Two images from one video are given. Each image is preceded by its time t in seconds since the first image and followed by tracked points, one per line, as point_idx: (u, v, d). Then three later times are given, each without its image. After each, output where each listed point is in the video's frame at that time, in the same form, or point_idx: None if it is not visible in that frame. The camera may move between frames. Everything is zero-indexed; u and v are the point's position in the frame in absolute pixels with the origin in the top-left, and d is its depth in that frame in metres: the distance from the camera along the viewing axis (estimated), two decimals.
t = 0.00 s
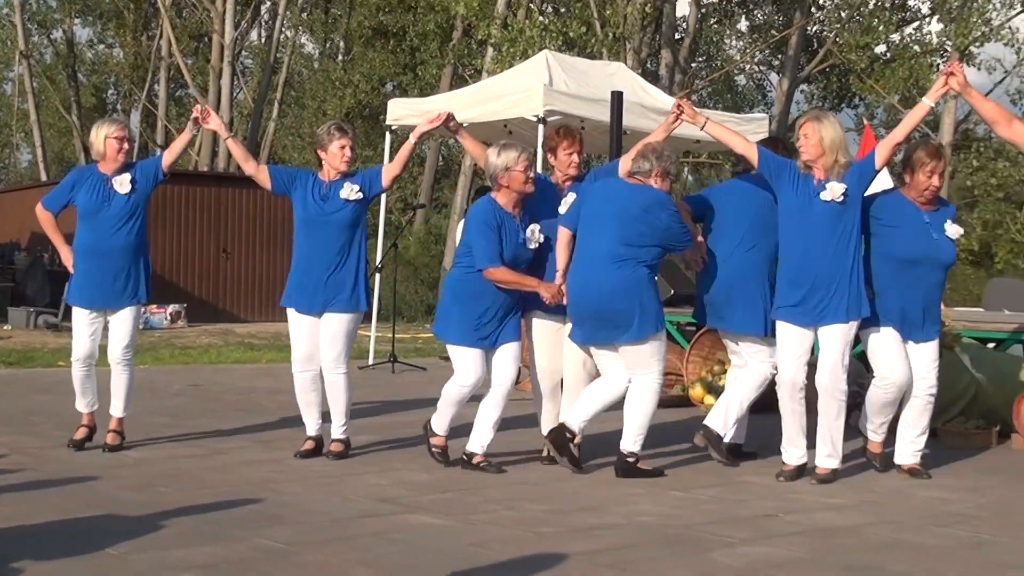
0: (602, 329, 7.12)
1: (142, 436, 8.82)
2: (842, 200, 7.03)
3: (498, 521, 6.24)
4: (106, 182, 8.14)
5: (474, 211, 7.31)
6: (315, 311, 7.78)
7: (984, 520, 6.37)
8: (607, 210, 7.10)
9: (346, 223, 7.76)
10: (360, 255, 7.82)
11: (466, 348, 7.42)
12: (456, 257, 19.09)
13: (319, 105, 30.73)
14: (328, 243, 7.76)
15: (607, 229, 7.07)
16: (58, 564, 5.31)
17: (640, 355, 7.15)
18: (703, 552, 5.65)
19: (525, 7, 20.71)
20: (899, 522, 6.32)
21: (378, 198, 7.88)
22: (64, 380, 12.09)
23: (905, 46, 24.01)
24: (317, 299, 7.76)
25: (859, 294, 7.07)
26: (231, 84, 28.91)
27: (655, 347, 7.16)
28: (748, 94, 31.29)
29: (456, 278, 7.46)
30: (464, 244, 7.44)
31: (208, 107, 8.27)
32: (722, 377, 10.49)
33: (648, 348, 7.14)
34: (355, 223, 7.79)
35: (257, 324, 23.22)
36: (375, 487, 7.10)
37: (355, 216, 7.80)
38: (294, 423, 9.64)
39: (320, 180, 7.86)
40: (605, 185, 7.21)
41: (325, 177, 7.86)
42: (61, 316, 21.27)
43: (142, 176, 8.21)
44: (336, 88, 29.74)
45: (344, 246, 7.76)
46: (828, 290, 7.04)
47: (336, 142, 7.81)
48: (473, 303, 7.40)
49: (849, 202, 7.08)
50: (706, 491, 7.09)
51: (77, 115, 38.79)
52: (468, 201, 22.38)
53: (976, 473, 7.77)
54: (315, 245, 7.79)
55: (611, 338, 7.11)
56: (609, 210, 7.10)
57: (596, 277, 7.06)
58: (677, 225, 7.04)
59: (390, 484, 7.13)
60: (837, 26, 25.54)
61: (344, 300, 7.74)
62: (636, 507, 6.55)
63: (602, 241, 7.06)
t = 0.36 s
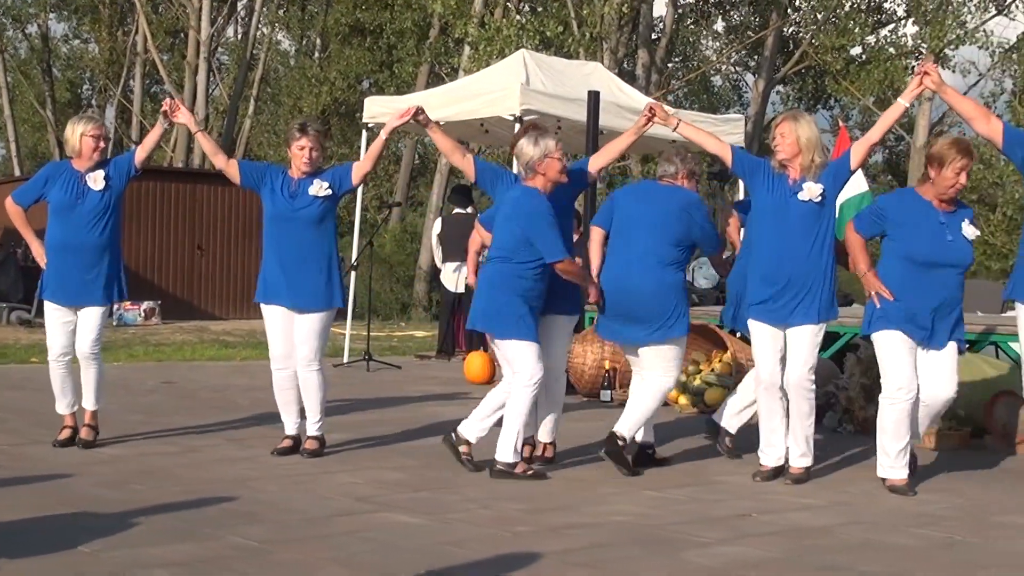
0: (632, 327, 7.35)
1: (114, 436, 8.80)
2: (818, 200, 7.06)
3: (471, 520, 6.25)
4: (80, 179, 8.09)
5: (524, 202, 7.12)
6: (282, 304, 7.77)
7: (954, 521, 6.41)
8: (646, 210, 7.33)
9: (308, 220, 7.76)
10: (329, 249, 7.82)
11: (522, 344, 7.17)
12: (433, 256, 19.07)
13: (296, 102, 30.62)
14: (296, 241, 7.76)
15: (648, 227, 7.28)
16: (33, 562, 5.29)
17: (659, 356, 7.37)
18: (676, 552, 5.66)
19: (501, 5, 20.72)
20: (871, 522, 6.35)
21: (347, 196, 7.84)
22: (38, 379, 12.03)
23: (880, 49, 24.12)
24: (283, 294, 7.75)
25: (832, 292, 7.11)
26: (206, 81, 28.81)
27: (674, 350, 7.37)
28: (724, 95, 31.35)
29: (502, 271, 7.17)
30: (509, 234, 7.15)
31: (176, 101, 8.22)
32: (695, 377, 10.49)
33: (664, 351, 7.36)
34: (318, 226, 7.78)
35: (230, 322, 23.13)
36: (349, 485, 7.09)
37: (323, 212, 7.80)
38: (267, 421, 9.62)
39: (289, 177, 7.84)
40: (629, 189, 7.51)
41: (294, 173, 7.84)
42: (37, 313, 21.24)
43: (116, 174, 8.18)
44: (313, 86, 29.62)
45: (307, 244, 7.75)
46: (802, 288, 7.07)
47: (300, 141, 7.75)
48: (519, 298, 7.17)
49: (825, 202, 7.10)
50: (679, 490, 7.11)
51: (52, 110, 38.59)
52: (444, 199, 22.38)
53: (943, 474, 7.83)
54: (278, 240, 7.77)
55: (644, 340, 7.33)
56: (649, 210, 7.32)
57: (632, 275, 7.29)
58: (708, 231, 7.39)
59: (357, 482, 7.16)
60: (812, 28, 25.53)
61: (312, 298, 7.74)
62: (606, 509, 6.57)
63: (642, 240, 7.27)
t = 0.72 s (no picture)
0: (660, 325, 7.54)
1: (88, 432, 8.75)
2: (793, 199, 7.06)
3: (445, 517, 6.24)
4: (54, 172, 8.05)
5: (568, 204, 7.08)
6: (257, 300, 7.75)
7: (926, 519, 6.44)
8: (676, 212, 7.49)
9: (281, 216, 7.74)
10: (302, 245, 7.82)
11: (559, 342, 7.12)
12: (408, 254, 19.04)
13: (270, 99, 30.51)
14: (268, 238, 7.74)
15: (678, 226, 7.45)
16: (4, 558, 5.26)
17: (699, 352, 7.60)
18: (650, 550, 5.65)
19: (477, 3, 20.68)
20: (844, 520, 6.37)
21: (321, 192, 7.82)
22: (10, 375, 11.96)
23: (853, 49, 24.19)
24: (257, 290, 7.73)
25: (809, 292, 7.11)
26: (180, 77, 28.76)
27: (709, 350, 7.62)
28: (699, 94, 31.39)
29: (543, 272, 7.03)
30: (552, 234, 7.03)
31: (149, 95, 8.18)
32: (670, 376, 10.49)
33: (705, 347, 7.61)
34: (289, 220, 7.76)
35: (203, 318, 23.05)
36: (322, 483, 7.06)
37: (296, 208, 7.78)
38: (241, 418, 9.58)
39: (262, 172, 7.84)
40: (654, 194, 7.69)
41: (267, 168, 7.83)
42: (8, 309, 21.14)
43: (90, 167, 8.14)
44: (287, 82, 29.56)
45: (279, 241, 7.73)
46: (779, 287, 7.07)
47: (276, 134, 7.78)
48: (563, 296, 7.10)
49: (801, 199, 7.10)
50: (652, 488, 7.12)
51: (25, 105, 38.39)
52: (418, 197, 22.37)
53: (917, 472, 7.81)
54: (255, 236, 7.74)
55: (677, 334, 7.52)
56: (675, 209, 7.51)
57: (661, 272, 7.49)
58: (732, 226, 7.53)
59: (328, 479, 7.16)
60: (787, 28, 25.64)
61: (284, 295, 7.73)
62: (579, 508, 6.56)
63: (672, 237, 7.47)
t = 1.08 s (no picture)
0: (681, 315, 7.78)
1: (50, 427, 8.70)
2: (766, 196, 7.10)
3: (412, 513, 6.25)
4: (19, 165, 8.00)
5: (596, 204, 7.44)
6: (225, 295, 7.72)
7: (890, 517, 6.48)
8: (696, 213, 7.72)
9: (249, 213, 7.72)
10: (268, 240, 7.79)
11: (602, 332, 7.52)
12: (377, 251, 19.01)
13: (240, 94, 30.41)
14: (236, 231, 7.72)
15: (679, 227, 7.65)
16: None
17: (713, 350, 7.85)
18: (615, 546, 5.67)
19: None
20: (809, 518, 6.40)
21: (288, 187, 7.81)
22: None
23: (824, 48, 24.26)
24: (224, 284, 7.70)
25: (780, 290, 7.14)
26: (149, 70, 28.65)
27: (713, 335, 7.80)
28: (670, 92, 31.42)
29: (577, 271, 7.39)
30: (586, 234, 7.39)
31: (115, 88, 8.15)
32: (637, 374, 10.54)
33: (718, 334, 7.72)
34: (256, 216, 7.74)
35: (171, 314, 22.96)
36: (289, 478, 7.05)
37: (266, 202, 7.76)
38: (206, 414, 9.56)
39: (229, 165, 7.80)
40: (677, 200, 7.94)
41: (236, 162, 7.81)
42: None
43: (55, 162, 8.10)
44: (257, 76, 29.47)
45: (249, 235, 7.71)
46: (752, 284, 7.09)
47: (250, 128, 7.75)
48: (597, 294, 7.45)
49: (773, 198, 7.14)
50: (619, 485, 7.14)
51: None
52: (388, 193, 22.34)
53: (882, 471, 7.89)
54: (223, 231, 7.72)
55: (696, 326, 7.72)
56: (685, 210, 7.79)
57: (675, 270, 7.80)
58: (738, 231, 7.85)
59: (295, 475, 7.16)
60: (758, 27, 25.74)
61: (252, 289, 7.72)
62: (546, 504, 6.57)
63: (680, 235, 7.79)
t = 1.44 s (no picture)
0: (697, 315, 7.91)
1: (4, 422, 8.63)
2: (721, 193, 7.11)
3: (371, 509, 6.24)
4: None
5: (598, 200, 7.65)
6: (179, 294, 7.67)
7: (844, 511, 6.52)
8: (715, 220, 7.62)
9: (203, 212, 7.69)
10: (222, 234, 7.75)
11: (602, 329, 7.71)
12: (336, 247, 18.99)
13: (199, 88, 30.31)
14: (190, 226, 7.69)
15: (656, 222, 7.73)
16: None
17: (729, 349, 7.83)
18: (573, 541, 5.68)
19: None
20: (765, 513, 6.43)
21: (241, 182, 7.76)
22: None
23: (783, 46, 24.38)
24: (178, 280, 7.66)
25: (733, 285, 7.17)
26: (107, 64, 28.46)
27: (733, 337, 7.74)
28: (630, 88, 31.48)
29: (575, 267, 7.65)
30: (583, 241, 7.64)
31: (65, 84, 8.08)
32: (596, 368, 10.56)
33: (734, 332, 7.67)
34: (211, 211, 7.70)
35: (128, 309, 22.84)
36: (245, 475, 7.03)
37: (217, 197, 7.71)
38: (164, 409, 9.52)
39: (182, 161, 7.78)
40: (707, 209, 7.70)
41: (188, 158, 7.77)
42: None
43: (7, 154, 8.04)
44: (216, 71, 29.33)
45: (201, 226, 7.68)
46: (704, 280, 7.13)
47: (202, 123, 7.71)
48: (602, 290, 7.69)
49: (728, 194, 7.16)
50: (577, 480, 7.15)
51: None
52: (348, 188, 22.33)
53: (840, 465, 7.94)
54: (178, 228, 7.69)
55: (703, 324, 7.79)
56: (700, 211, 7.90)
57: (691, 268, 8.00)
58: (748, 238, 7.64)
59: (253, 472, 7.13)
60: (718, 23, 25.85)
61: (203, 286, 7.66)
62: (504, 500, 6.58)
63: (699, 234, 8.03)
